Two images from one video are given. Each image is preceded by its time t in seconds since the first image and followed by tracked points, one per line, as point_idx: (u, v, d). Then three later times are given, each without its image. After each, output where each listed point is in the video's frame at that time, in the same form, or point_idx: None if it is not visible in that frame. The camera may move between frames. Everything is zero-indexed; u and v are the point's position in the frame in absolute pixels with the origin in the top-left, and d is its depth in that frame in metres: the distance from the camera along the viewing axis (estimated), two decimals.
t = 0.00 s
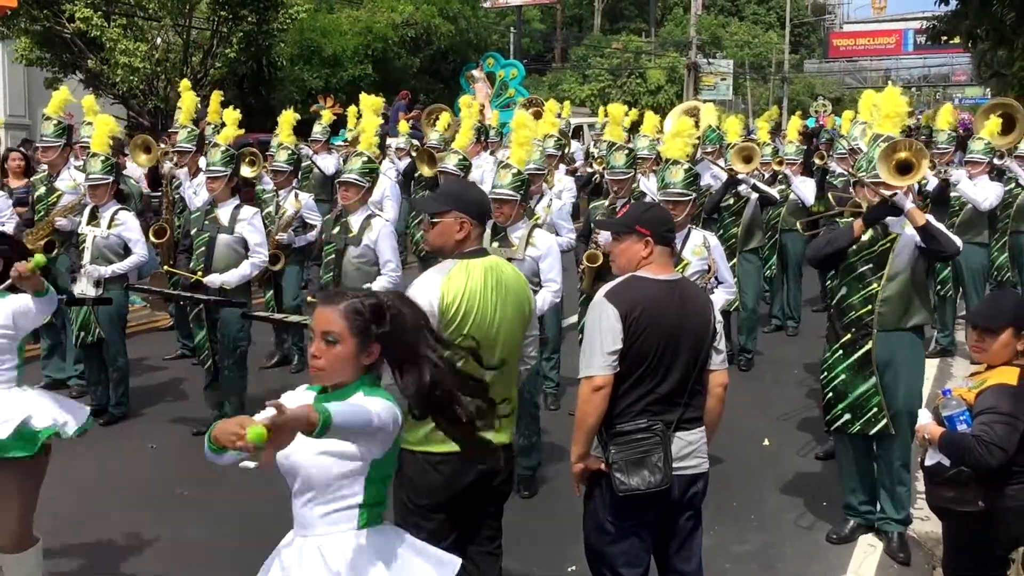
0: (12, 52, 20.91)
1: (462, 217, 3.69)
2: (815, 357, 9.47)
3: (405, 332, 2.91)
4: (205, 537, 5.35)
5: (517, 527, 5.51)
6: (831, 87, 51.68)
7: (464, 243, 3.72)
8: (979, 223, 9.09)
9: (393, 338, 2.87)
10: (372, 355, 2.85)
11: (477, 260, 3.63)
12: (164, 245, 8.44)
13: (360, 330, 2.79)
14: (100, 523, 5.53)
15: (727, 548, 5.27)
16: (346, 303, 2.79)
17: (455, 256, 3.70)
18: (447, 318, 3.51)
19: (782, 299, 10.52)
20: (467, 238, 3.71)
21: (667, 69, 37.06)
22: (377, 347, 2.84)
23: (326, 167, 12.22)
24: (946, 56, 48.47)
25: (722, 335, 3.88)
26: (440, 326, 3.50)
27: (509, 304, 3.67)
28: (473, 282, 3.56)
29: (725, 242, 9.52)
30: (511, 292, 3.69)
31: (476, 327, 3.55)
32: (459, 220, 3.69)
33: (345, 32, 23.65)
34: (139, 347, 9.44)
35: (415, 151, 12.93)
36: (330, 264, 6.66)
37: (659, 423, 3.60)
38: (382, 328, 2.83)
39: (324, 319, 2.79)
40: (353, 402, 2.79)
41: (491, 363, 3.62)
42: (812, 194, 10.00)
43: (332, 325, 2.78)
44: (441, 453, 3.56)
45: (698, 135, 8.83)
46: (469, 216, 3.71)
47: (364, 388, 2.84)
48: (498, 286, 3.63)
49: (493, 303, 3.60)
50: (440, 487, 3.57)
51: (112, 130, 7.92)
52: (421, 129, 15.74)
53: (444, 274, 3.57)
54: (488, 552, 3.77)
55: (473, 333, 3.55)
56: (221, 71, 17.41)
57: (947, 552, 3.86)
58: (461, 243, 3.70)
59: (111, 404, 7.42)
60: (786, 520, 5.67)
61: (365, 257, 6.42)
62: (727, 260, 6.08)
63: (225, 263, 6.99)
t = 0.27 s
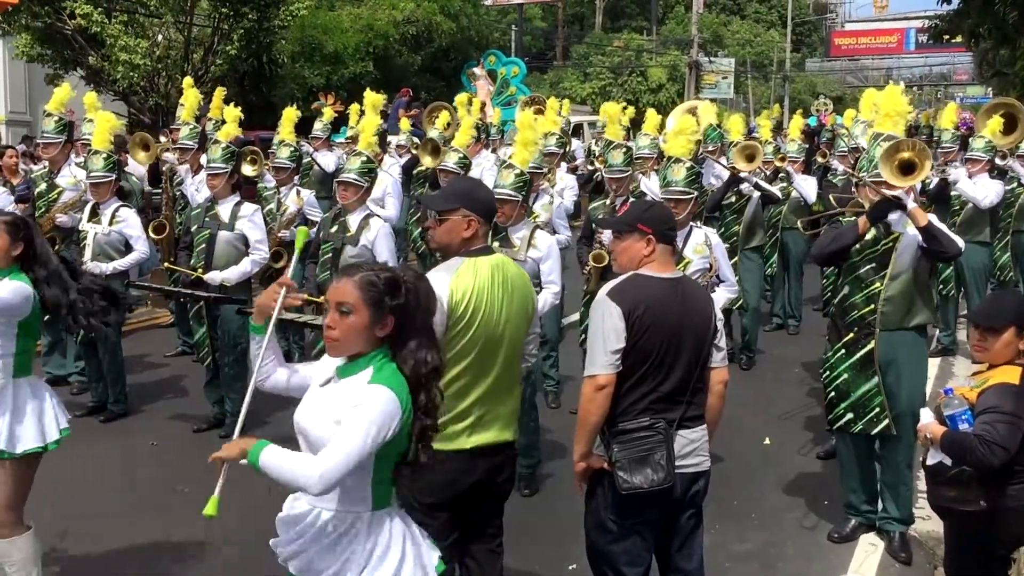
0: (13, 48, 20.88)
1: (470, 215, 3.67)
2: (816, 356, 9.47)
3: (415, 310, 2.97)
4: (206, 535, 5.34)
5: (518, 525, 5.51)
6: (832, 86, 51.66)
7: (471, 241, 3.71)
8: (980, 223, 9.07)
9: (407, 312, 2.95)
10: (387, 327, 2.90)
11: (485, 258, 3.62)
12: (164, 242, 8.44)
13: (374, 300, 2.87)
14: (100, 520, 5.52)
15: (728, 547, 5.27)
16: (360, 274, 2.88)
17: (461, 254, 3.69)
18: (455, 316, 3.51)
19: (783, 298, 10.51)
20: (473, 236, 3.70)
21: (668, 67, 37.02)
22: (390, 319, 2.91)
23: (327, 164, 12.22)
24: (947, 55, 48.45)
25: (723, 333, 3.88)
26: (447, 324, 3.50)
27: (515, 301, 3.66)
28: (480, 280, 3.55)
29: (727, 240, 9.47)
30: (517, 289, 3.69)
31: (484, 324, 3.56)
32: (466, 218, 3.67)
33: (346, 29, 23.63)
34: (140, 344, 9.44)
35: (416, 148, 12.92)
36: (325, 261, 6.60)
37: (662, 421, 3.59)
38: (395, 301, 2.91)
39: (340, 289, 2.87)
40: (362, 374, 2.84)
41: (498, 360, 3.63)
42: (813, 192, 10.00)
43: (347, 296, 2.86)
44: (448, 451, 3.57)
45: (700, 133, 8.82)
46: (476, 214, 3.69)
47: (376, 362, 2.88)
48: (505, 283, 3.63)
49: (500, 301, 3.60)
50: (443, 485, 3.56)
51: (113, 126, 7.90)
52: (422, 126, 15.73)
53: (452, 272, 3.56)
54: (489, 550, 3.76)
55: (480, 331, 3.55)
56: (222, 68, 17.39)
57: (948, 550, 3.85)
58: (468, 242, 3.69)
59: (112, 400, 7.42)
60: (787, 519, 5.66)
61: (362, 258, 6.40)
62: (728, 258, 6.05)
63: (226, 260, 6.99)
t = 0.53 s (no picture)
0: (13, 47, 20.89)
1: (472, 215, 3.67)
2: (817, 356, 9.46)
3: (403, 325, 3.00)
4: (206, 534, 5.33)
5: (518, 525, 5.50)
6: (832, 87, 51.65)
7: (473, 241, 3.70)
8: (978, 223, 9.07)
9: (393, 327, 2.98)
10: (375, 342, 2.93)
11: (487, 258, 3.62)
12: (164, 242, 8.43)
13: (360, 317, 2.90)
14: (100, 520, 5.52)
15: (728, 547, 5.27)
16: (347, 291, 2.92)
17: (463, 254, 3.68)
18: (458, 315, 3.50)
19: (784, 298, 10.51)
20: (476, 236, 3.69)
21: (668, 67, 37.01)
22: (378, 333, 2.93)
23: (328, 164, 12.22)
24: (948, 55, 48.45)
25: (722, 332, 3.88)
26: (449, 323, 3.49)
27: (517, 302, 3.66)
28: (483, 279, 3.55)
29: (730, 239, 9.43)
30: (519, 289, 3.69)
31: (486, 324, 3.55)
32: (468, 218, 3.67)
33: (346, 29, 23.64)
34: (140, 344, 9.44)
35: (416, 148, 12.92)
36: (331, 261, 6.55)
37: (663, 421, 3.60)
38: (382, 316, 2.94)
39: (327, 307, 2.90)
40: (356, 389, 2.87)
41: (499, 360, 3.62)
42: (814, 193, 10.01)
43: (335, 314, 2.89)
44: (450, 451, 3.57)
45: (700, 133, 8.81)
46: (478, 213, 3.69)
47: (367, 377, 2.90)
48: (508, 283, 3.62)
49: (502, 301, 3.60)
50: (445, 485, 3.56)
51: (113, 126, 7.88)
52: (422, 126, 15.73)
53: (454, 271, 3.55)
54: (490, 550, 3.76)
55: (483, 330, 3.54)
56: (222, 68, 17.39)
57: (950, 551, 3.85)
58: (470, 241, 3.68)
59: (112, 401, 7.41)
60: (788, 519, 5.65)
61: (368, 253, 6.37)
62: (728, 258, 6.06)
63: (226, 260, 6.99)
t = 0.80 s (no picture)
0: (12, 52, 20.90)
1: (472, 220, 3.69)
2: (816, 359, 9.47)
3: (349, 292, 3.26)
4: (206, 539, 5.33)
5: (518, 529, 5.50)
6: (831, 89, 51.66)
7: (472, 246, 3.70)
8: (974, 226, 9.09)
9: (341, 293, 3.24)
10: (326, 305, 3.18)
11: (486, 262, 3.63)
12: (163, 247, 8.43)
13: (311, 280, 3.13)
14: (99, 526, 5.51)
15: (728, 550, 5.27)
16: (297, 260, 3.15)
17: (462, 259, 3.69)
18: (458, 319, 3.49)
19: (782, 301, 10.52)
20: (475, 241, 3.70)
21: (667, 70, 37.04)
22: (329, 297, 3.19)
23: (327, 168, 12.23)
24: (946, 57, 48.47)
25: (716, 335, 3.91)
26: (449, 328, 3.48)
27: (515, 306, 3.67)
28: (483, 283, 3.55)
29: (728, 243, 9.48)
30: (517, 294, 3.69)
31: (486, 328, 3.54)
32: (468, 222, 3.68)
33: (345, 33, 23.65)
34: (140, 349, 9.44)
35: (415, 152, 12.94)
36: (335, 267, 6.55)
37: (666, 425, 3.60)
38: (331, 281, 3.19)
39: (278, 274, 3.13)
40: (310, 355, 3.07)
41: (498, 364, 3.62)
42: (812, 195, 10.03)
43: (285, 279, 3.12)
44: (449, 456, 3.57)
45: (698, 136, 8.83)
46: (477, 218, 3.70)
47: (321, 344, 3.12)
48: (507, 288, 3.64)
49: (501, 305, 3.60)
50: (446, 490, 3.56)
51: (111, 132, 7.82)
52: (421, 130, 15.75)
53: (454, 275, 3.55)
54: (490, 555, 3.77)
55: (483, 335, 3.54)
56: (221, 72, 17.40)
57: (950, 554, 3.85)
58: (469, 246, 3.69)
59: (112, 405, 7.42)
60: (787, 522, 5.66)
61: (374, 259, 6.36)
62: (727, 262, 6.10)
63: (225, 265, 6.99)
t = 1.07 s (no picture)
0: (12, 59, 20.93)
1: (471, 224, 3.69)
2: (816, 363, 9.47)
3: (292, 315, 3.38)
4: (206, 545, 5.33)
5: (518, 534, 5.49)
6: (829, 93, 51.68)
7: (472, 251, 3.70)
8: (972, 229, 9.10)
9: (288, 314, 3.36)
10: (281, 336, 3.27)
11: (486, 268, 3.63)
12: (163, 253, 8.44)
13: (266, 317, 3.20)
14: (100, 531, 5.52)
15: (728, 555, 5.26)
16: (245, 298, 3.19)
17: (462, 264, 3.69)
18: (457, 325, 3.48)
19: (782, 305, 10.52)
20: (474, 246, 3.70)
21: (666, 75, 37.08)
22: (283, 327, 3.28)
23: (326, 173, 12.24)
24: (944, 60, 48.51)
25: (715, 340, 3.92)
26: (449, 332, 3.48)
27: (515, 311, 3.67)
28: (483, 288, 3.55)
29: (727, 247, 9.50)
30: (518, 299, 3.69)
31: (486, 334, 3.54)
32: (467, 227, 3.68)
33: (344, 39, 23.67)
34: (140, 355, 9.44)
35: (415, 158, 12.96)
36: (332, 273, 6.48)
37: (669, 430, 3.60)
38: (279, 311, 3.28)
39: (230, 316, 3.17)
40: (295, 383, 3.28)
41: (498, 369, 3.62)
42: (812, 199, 10.04)
43: (239, 319, 3.16)
44: (450, 461, 3.57)
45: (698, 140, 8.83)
46: (476, 223, 3.70)
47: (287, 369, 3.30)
48: (507, 293, 3.63)
49: (501, 310, 3.60)
50: (446, 495, 3.56)
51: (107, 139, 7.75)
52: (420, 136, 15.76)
53: (453, 280, 3.55)
54: (492, 560, 3.77)
55: (483, 340, 3.54)
56: (220, 78, 17.41)
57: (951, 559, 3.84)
58: (469, 251, 3.69)
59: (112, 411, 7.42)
60: (788, 527, 5.65)
61: (371, 265, 6.37)
62: (727, 266, 6.07)
63: (224, 271, 6.99)
